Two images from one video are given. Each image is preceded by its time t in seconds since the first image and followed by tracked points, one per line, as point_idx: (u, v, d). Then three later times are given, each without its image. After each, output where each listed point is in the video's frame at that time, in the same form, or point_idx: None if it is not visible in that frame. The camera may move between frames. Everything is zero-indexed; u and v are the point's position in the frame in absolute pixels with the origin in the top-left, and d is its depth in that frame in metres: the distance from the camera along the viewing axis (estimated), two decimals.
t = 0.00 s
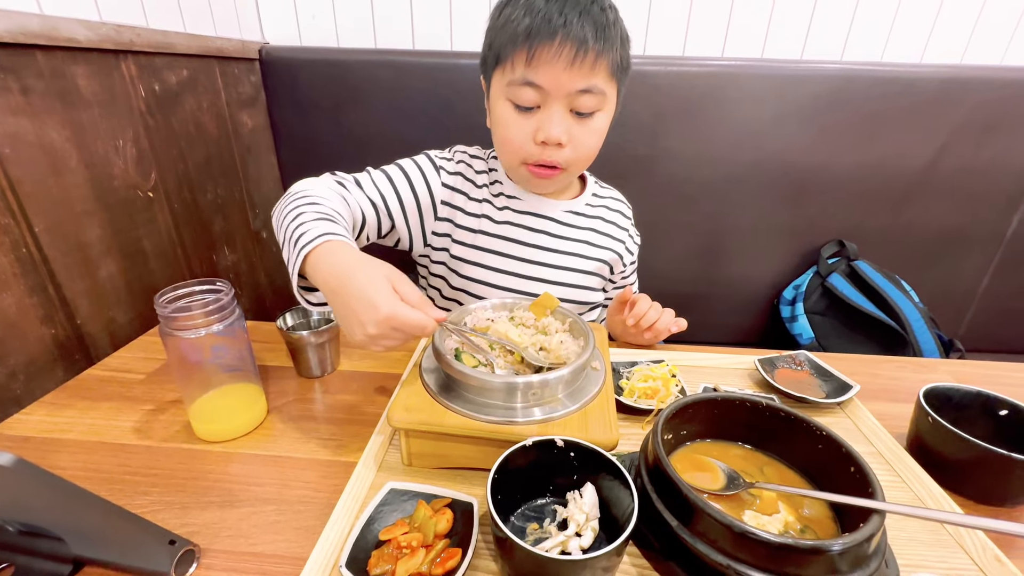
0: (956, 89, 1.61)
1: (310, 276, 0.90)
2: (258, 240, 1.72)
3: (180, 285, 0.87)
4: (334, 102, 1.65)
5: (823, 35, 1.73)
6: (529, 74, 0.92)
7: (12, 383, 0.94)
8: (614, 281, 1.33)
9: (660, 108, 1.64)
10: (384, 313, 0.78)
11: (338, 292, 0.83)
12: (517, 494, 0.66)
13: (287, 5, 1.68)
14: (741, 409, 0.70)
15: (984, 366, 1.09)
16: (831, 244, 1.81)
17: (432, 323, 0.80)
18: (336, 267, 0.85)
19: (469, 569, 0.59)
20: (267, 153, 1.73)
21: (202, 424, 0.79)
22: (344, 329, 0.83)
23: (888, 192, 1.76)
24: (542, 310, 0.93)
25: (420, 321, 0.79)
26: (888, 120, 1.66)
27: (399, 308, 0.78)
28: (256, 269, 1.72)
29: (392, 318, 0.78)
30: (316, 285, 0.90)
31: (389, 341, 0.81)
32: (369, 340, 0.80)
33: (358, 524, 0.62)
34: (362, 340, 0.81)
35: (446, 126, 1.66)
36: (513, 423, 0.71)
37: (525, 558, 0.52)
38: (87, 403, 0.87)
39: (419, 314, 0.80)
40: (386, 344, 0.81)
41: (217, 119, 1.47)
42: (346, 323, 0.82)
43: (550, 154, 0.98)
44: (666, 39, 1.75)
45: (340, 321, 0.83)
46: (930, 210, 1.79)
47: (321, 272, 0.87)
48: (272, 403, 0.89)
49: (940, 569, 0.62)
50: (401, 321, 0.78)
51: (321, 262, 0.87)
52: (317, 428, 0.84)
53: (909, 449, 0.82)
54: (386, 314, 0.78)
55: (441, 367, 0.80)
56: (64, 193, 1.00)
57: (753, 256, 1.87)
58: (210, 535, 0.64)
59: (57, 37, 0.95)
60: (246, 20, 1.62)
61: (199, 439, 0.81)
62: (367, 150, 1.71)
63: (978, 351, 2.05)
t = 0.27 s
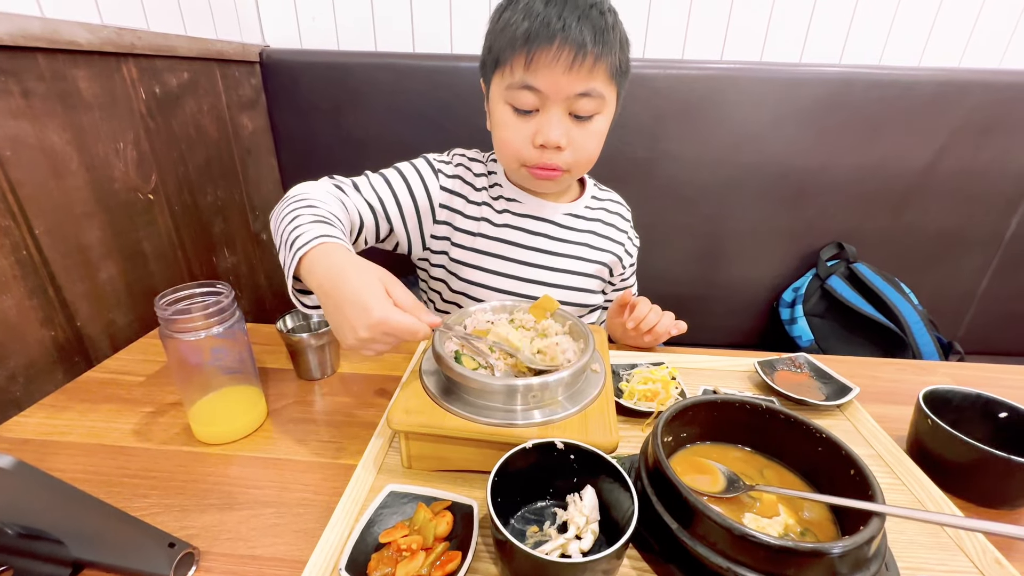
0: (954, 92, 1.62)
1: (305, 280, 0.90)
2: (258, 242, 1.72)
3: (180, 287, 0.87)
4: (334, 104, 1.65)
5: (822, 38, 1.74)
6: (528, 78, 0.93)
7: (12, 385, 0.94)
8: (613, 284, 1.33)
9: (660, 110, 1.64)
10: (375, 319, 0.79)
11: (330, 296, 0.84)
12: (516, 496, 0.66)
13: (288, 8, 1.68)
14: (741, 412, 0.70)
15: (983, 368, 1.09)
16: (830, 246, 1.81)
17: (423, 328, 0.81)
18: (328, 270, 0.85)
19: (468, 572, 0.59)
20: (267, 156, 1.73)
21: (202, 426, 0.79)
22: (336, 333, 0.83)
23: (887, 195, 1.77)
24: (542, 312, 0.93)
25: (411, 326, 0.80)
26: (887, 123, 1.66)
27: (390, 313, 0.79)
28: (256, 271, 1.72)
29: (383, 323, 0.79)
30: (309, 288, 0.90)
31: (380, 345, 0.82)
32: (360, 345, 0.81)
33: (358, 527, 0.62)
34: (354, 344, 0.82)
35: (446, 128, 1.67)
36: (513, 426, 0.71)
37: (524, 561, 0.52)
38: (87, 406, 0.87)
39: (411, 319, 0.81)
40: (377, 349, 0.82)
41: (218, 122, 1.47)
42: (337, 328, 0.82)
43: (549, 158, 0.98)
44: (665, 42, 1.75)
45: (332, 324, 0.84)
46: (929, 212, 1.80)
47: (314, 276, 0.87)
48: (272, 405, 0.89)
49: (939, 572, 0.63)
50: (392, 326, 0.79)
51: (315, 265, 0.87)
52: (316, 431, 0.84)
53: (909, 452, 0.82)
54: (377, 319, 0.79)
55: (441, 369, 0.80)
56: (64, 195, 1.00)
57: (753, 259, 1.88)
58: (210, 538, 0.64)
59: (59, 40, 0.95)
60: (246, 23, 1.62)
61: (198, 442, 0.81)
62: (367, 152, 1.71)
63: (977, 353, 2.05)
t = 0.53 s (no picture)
0: (954, 95, 1.62)
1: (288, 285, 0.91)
2: (259, 243, 1.72)
3: (182, 289, 0.87)
4: (336, 106, 1.65)
5: (822, 41, 1.74)
6: (527, 80, 0.93)
7: (14, 386, 0.94)
8: (614, 286, 1.34)
9: (660, 113, 1.65)
10: (352, 320, 0.80)
11: (309, 301, 0.85)
12: (517, 498, 0.67)
13: (290, 11, 1.69)
14: (741, 414, 0.71)
15: (982, 371, 1.09)
16: (830, 248, 1.81)
17: (401, 326, 0.82)
18: (305, 274, 0.86)
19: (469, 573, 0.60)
20: (268, 157, 1.73)
21: (204, 427, 0.80)
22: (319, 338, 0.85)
23: (887, 197, 1.77)
24: (542, 314, 0.94)
25: (389, 325, 0.81)
26: (887, 125, 1.67)
27: (366, 313, 0.80)
28: (257, 273, 1.72)
29: (360, 324, 0.80)
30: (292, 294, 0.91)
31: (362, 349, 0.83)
32: (341, 347, 0.82)
33: (359, 528, 0.63)
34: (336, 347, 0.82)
35: (447, 130, 1.67)
36: (514, 427, 0.71)
37: (525, 562, 0.52)
38: (89, 407, 0.88)
39: (389, 318, 0.82)
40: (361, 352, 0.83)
41: (219, 124, 1.48)
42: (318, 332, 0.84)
43: (548, 161, 0.98)
44: (666, 44, 1.76)
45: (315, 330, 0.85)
46: (929, 215, 1.80)
47: (294, 281, 0.88)
48: (273, 407, 0.89)
49: (939, 574, 0.63)
50: (369, 326, 0.80)
51: (294, 270, 0.88)
52: (317, 432, 0.84)
53: (908, 454, 0.82)
54: (354, 320, 0.80)
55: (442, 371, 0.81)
56: (67, 197, 1.01)
57: (753, 261, 1.88)
58: (211, 539, 0.65)
59: (62, 43, 0.96)
60: (248, 25, 1.63)
61: (200, 443, 0.81)
62: (368, 154, 1.71)
63: (977, 356, 2.05)
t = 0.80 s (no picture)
0: (956, 95, 1.62)
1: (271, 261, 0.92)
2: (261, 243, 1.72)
3: (185, 290, 0.88)
4: (338, 107, 1.66)
5: (824, 42, 1.74)
6: (523, 83, 0.93)
7: (17, 386, 0.95)
8: (616, 287, 1.34)
9: (662, 113, 1.65)
10: (336, 288, 0.80)
11: (289, 274, 0.85)
12: (520, 498, 0.67)
13: (292, 12, 1.69)
14: (743, 415, 0.71)
15: (985, 372, 1.09)
16: (832, 249, 1.81)
17: (386, 291, 0.83)
18: (284, 250, 0.86)
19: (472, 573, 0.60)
20: (270, 158, 1.74)
21: (206, 427, 0.80)
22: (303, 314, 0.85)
23: (888, 198, 1.77)
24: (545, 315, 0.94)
25: (374, 291, 0.82)
26: (889, 126, 1.66)
27: (350, 280, 0.81)
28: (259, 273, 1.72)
29: (344, 291, 0.80)
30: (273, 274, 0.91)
31: (348, 318, 0.83)
32: (326, 318, 0.82)
33: (362, 528, 0.63)
34: (320, 318, 0.83)
35: (449, 131, 1.67)
36: (516, 428, 0.71)
37: (527, 562, 0.52)
38: (92, 407, 0.88)
39: (373, 283, 0.83)
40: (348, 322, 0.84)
41: (221, 124, 1.48)
42: (302, 306, 0.84)
43: (544, 165, 0.98)
44: (667, 45, 1.76)
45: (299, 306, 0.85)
46: (931, 215, 1.80)
47: (275, 259, 0.88)
48: (276, 407, 0.90)
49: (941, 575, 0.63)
50: (354, 292, 0.81)
51: (275, 248, 0.89)
52: (319, 432, 0.84)
53: (911, 455, 0.82)
54: (338, 288, 0.80)
55: (444, 372, 0.81)
56: (70, 197, 1.01)
57: (755, 261, 1.88)
58: (214, 539, 0.65)
59: (66, 44, 0.96)
60: (250, 25, 1.63)
61: (202, 443, 0.81)
62: (370, 154, 1.71)
63: (979, 357, 2.05)
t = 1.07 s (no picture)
0: (957, 97, 1.62)
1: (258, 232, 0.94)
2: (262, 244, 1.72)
3: (187, 291, 0.88)
4: (339, 109, 1.66)
5: (824, 44, 1.75)
6: (518, 86, 0.94)
7: (19, 387, 0.95)
8: (620, 290, 1.34)
9: (662, 115, 1.65)
10: (330, 249, 0.82)
11: (281, 241, 0.87)
12: (521, 500, 0.67)
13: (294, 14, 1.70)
14: (744, 417, 0.71)
15: (987, 374, 1.09)
16: (833, 251, 1.81)
17: (379, 255, 0.84)
18: (277, 220, 0.88)
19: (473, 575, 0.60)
20: (272, 159, 1.74)
21: (208, 428, 0.80)
22: (294, 282, 0.86)
23: (889, 200, 1.77)
24: (547, 317, 0.94)
25: (367, 253, 0.83)
26: (890, 128, 1.67)
27: (343, 241, 0.82)
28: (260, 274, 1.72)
29: (337, 254, 0.82)
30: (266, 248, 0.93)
31: (341, 283, 0.84)
32: (319, 282, 0.84)
33: (363, 530, 0.63)
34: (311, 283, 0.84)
35: (450, 132, 1.67)
36: (517, 430, 0.71)
37: (529, 563, 0.52)
38: (94, 407, 0.88)
39: (366, 246, 0.85)
40: (340, 288, 0.85)
41: (223, 126, 1.48)
42: (295, 273, 0.85)
43: (538, 169, 0.97)
44: (668, 47, 1.76)
45: (291, 274, 0.86)
46: (932, 217, 1.80)
47: (268, 231, 0.90)
48: (277, 408, 0.90)
49: None
50: (347, 254, 0.82)
51: (266, 220, 0.90)
52: (320, 434, 0.84)
53: (912, 457, 0.82)
54: (332, 250, 0.82)
55: (446, 374, 0.81)
56: (73, 198, 1.01)
57: (756, 263, 1.88)
58: (215, 540, 0.65)
59: (69, 45, 0.96)
60: (252, 28, 1.63)
61: (203, 444, 0.81)
62: (371, 156, 1.72)
63: (981, 359, 2.05)
